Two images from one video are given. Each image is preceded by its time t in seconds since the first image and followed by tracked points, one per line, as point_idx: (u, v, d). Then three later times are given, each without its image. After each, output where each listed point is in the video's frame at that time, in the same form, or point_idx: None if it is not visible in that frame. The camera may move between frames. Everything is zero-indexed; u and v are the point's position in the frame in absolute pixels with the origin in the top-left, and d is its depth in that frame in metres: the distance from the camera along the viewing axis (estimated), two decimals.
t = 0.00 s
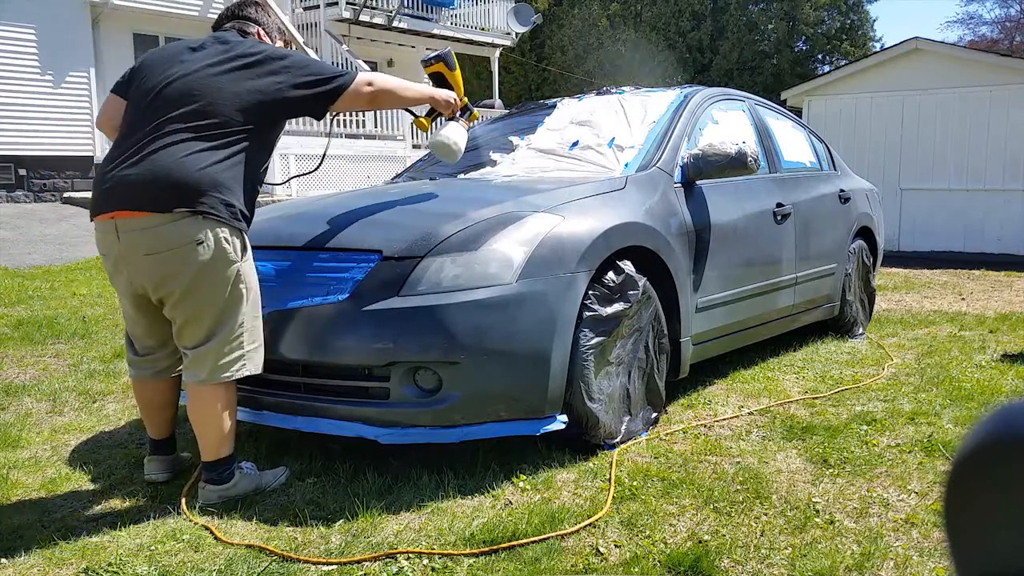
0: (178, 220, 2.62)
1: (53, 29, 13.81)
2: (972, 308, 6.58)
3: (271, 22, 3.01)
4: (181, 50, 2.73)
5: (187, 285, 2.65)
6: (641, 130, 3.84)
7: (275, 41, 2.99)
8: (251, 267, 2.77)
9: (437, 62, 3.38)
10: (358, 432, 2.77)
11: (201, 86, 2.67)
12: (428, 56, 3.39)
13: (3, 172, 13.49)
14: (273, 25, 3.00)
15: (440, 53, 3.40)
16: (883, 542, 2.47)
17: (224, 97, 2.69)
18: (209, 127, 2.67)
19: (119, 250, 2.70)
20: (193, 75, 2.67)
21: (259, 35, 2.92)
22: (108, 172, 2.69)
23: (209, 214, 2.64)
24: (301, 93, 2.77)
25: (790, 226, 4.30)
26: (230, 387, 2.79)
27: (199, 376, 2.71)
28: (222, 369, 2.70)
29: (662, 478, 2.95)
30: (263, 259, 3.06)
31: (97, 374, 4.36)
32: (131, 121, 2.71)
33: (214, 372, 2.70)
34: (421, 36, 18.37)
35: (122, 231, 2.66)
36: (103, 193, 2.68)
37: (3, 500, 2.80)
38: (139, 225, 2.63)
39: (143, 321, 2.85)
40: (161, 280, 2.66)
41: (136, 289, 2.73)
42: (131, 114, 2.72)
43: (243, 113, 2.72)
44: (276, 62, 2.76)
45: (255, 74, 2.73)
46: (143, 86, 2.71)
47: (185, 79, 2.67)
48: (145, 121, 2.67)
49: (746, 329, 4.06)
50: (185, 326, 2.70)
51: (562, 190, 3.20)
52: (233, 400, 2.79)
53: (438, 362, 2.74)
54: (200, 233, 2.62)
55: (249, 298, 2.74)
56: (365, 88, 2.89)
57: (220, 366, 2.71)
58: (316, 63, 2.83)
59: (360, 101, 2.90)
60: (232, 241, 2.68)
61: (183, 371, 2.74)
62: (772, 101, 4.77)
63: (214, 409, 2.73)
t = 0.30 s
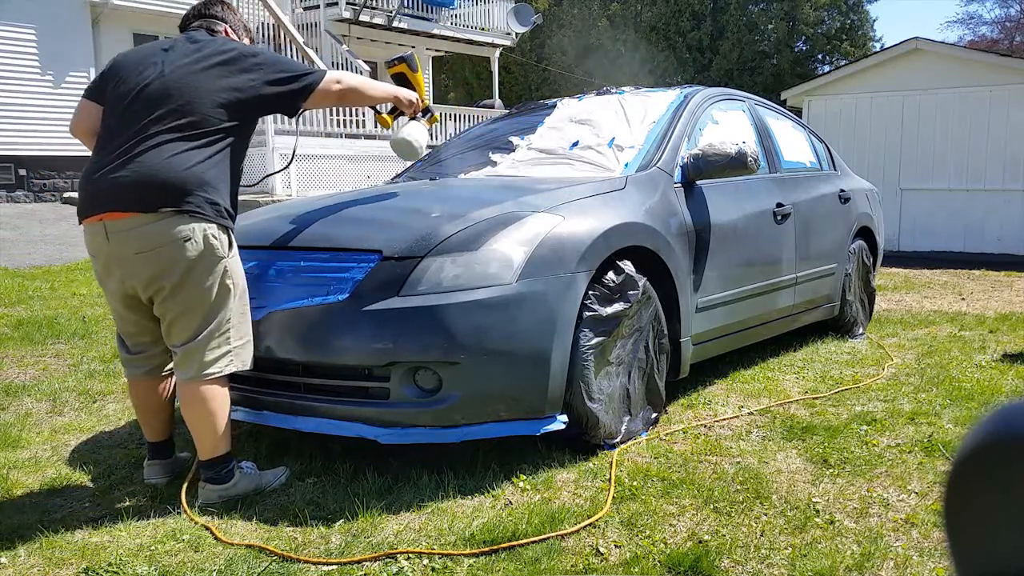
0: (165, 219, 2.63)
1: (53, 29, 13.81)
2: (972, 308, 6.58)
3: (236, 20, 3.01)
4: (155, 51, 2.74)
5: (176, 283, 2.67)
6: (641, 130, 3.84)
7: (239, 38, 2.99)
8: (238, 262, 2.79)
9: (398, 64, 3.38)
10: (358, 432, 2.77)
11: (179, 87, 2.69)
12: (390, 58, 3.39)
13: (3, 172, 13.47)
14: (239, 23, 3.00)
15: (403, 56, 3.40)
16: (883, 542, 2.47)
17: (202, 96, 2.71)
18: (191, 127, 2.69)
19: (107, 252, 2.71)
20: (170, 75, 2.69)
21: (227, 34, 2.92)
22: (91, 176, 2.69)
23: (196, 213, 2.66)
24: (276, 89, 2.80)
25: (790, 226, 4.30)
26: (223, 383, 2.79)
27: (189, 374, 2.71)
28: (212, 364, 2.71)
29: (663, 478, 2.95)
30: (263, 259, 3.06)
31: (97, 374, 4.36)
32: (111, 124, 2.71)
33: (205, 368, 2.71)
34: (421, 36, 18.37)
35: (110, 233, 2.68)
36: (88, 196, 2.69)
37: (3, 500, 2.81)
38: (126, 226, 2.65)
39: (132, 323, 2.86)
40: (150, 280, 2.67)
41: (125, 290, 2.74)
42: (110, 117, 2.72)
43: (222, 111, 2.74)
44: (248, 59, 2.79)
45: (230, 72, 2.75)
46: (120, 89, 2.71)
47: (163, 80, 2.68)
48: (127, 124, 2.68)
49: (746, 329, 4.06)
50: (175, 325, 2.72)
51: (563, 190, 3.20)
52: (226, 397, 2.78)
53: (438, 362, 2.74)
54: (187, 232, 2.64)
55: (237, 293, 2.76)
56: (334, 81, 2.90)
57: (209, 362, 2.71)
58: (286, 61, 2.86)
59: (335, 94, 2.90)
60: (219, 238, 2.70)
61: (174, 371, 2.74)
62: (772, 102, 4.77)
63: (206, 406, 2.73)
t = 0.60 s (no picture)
0: (158, 221, 2.65)
1: (54, 29, 13.80)
2: (972, 308, 6.58)
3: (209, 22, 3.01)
4: (136, 54, 2.74)
5: (170, 283, 2.68)
6: (641, 130, 3.84)
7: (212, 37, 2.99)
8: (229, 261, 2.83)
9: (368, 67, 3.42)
10: (358, 432, 2.77)
11: (166, 90, 2.71)
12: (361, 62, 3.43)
13: (3, 172, 13.44)
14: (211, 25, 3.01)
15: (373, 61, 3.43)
16: (883, 543, 2.47)
17: (189, 100, 2.74)
18: (181, 129, 2.72)
19: (99, 254, 2.71)
20: (156, 79, 2.70)
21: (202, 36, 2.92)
22: (80, 181, 2.69)
23: (188, 213, 2.69)
24: (260, 91, 2.83)
25: (790, 226, 4.30)
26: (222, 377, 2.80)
27: (185, 369, 2.72)
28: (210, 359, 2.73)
29: (663, 478, 2.95)
30: (262, 259, 3.05)
31: (97, 374, 4.36)
32: (98, 129, 2.71)
33: (200, 363, 2.72)
34: (421, 35, 18.35)
35: (102, 236, 2.68)
36: (78, 200, 2.68)
37: (3, 499, 2.81)
38: (119, 228, 2.65)
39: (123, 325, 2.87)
40: (144, 280, 2.68)
41: (118, 292, 2.74)
42: (96, 121, 2.72)
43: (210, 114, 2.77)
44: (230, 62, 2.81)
45: (215, 75, 2.78)
46: (105, 92, 2.71)
47: (150, 83, 2.70)
48: (116, 127, 2.69)
49: (746, 329, 4.06)
50: (168, 326, 2.73)
51: (563, 190, 3.20)
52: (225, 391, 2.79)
53: (438, 362, 2.74)
54: (181, 232, 2.66)
55: (230, 290, 2.78)
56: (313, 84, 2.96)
57: (203, 359, 2.73)
58: (265, 63, 2.88)
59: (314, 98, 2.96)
60: (211, 238, 2.73)
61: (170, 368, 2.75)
62: (772, 101, 4.77)
63: (203, 401, 2.73)
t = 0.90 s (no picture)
0: (159, 218, 2.66)
1: (53, 29, 13.79)
2: (972, 309, 6.58)
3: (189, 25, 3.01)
4: (127, 56, 2.75)
5: (170, 280, 2.69)
6: (641, 130, 3.84)
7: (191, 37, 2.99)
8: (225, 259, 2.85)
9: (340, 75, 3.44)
10: (358, 432, 2.77)
11: (161, 92, 2.72)
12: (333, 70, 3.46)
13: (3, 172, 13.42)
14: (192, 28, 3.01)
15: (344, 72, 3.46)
16: (883, 543, 2.47)
17: (184, 101, 2.75)
18: (178, 129, 2.74)
19: (98, 254, 2.70)
20: (150, 80, 2.72)
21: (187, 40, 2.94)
22: (77, 181, 2.68)
23: (188, 212, 2.71)
24: (253, 93, 2.88)
25: (790, 226, 4.30)
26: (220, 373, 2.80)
27: (184, 364, 2.71)
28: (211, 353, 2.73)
29: (663, 478, 2.95)
30: (262, 259, 3.05)
31: (97, 374, 4.36)
32: (93, 130, 2.71)
33: (199, 357, 2.72)
34: (421, 35, 18.34)
35: (102, 234, 2.67)
36: (76, 200, 2.67)
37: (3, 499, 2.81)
38: (120, 225, 2.65)
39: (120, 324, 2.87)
40: (144, 278, 2.68)
41: (118, 290, 2.74)
42: (90, 122, 2.71)
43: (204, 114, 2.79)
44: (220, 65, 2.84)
45: (208, 76, 2.81)
46: (99, 94, 2.70)
47: (145, 85, 2.71)
48: (113, 128, 2.69)
49: (746, 329, 4.06)
50: (167, 323, 2.73)
51: (563, 190, 3.20)
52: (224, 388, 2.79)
53: (438, 362, 2.74)
54: (182, 229, 2.67)
55: (226, 286, 2.79)
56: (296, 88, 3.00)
57: (200, 354, 2.72)
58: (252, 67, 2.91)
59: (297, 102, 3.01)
60: (209, 235, 2.74)
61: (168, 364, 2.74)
62: (772, 102, 4.77)
63: (202, 396, 2.73)
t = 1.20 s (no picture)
0: (161, 214, 2.67)
1: (53, 29, 13.79)
2: (972, 308, 6.58)
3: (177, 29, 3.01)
4: (125, 57, 2.77)
5: (171, 275, 2.69)
6: (641, 130, 3.84)
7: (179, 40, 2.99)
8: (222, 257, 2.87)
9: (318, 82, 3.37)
10: (358, 432, 2.77)
11: (161, 92, 2.75)
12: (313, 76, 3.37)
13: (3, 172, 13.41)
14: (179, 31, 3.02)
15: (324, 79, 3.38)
16: (883, 543, 2.47)
17: (183, 101, 2.78)
18: (178, 127, 2.76)
19: (99, 249, 2.69)
20: (150, 80, 2.74)
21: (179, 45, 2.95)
22: (76, 178, 2.67)
23: (188, 209, 2.73)
24: (246, 97, 2.91)
25: (790, 226, 4.30)
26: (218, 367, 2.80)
27: (183, 358, 2.71)
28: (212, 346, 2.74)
29: (663, 478, 2.95)
30: (262, 260, 3.05)
31: (97, 374, 4.36)
32: (92, 129, 2.71)
33: (199, 351, 2.72)
34: (421, 36, 18.34)
35: (104, 229, 2.67)
36: (77, 196, 2.66)
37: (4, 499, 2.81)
38: (122, 220, 2.65)
39: (117, 321, 2.87)
40: (145, 273, 2.69)
41: (117, 287, 2.74)
42: (88, 120, 2.71)
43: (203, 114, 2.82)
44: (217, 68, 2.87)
45: (205, 78, 2.84)
46: (98, 93, 2.71)
47: (144, 85, 2.73)
48: (113, 126, 2.70)
49: (746, 329, 4.06)
50: (165, 318, 2.73)
51: (562, 190, 3.20)
52: (221, 383, 2.78)
53: (438, 362, 2.74)
54: (183, 224, 2.69)
55: (224, 283, 2.81)
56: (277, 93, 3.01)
57: (197, 348, 2.72)
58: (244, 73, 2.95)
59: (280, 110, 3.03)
60: (210, 232, 2.76)
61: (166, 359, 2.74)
62: (772, 101, 4.77)
63: (201, 392, 2.72)
